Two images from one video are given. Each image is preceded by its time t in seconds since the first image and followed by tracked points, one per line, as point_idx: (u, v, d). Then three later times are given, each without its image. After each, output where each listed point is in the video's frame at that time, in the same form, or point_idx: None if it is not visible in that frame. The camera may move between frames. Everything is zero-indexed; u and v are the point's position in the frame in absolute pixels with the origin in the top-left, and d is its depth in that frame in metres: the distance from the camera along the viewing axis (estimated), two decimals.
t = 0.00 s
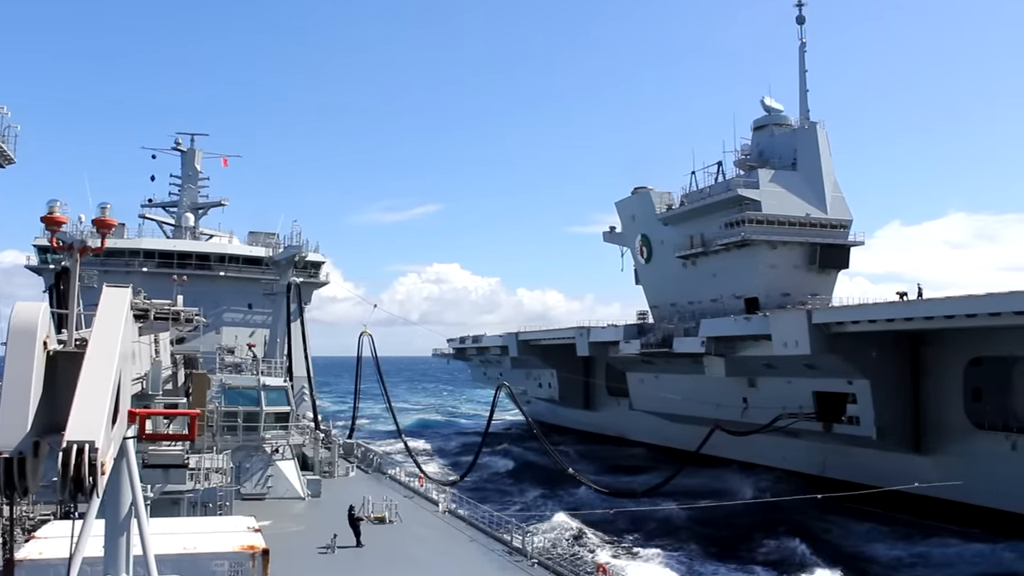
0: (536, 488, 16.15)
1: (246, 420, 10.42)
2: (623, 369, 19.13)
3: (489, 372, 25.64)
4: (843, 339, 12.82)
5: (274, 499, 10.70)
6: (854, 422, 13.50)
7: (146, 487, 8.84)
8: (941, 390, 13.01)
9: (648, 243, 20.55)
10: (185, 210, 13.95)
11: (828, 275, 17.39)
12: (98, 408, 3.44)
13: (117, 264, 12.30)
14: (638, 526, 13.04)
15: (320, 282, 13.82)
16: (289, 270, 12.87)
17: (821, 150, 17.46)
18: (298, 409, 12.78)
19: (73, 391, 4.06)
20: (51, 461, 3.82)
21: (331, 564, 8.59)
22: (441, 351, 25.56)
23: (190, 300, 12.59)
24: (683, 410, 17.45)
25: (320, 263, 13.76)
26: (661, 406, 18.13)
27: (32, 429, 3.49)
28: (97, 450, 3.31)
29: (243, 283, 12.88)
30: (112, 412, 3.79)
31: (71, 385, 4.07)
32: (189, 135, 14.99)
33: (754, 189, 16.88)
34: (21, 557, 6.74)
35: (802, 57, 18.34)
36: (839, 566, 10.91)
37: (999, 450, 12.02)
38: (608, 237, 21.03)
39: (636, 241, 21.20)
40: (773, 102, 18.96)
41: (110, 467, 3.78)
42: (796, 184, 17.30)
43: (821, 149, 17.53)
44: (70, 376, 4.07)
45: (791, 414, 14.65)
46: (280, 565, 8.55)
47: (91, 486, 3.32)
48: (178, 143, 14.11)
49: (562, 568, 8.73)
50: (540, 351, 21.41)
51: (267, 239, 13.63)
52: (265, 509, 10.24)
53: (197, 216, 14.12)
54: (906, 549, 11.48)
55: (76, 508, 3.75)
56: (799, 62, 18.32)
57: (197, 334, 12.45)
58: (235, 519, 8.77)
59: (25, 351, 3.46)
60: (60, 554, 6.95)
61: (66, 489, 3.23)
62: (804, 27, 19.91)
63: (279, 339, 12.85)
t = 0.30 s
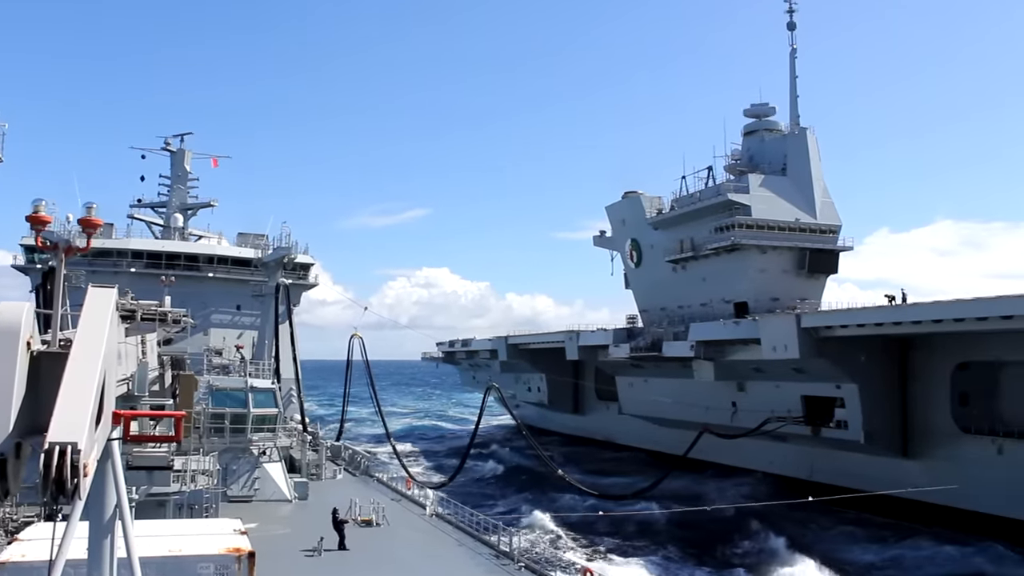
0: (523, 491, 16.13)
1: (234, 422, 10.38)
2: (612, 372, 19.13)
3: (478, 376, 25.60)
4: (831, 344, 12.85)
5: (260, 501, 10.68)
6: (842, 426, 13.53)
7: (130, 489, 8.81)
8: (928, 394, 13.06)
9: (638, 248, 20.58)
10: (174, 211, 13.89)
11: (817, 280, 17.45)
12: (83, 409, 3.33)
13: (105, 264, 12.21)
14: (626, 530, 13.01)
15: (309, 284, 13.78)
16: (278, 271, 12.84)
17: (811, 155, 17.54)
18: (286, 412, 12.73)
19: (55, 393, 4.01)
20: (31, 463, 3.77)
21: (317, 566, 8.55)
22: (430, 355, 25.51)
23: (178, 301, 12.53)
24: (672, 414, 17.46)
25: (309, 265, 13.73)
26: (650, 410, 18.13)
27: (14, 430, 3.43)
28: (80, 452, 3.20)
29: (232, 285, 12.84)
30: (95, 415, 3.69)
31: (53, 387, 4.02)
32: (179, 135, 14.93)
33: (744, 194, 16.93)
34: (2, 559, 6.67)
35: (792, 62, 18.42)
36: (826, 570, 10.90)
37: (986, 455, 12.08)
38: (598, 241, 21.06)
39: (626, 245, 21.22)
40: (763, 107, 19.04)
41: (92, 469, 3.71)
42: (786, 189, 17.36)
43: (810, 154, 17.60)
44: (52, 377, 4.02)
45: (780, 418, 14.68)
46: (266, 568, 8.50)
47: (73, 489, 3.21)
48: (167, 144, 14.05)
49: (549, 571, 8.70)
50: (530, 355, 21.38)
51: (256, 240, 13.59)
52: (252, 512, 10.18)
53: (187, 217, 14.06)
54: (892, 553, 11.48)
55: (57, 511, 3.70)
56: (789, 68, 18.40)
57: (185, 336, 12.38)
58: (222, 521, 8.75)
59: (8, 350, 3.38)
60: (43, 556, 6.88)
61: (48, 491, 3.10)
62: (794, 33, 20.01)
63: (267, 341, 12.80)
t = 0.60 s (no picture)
0: (506, 494, 16.10)
1: (215, 425, 10.27)
2: (596, 375, 19.13)
3: (462, 379, 25.57)
4: (813, 345, 12.93)
5: (242, 504, 10.57)
6: (825, 427, 13.61)
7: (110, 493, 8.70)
8: (910, 395, 13.13)
9: (622, 250, 20.62)
10: (155, 212, 13.80)
11: (800, 282, 17.52)
12: (58, 413, 3.28)
13: (86, 266, 12.13)
14: (608, 532, 13.00)
15: (292, 286, 13.72)
16: (261, 273, 12.78)
17: (794, 159, 17.63)
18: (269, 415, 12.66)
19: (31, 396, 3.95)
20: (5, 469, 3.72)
21: (299, 569, 8.50)
22: (414, 358, 25.46)
23: (160, 303, 12.44)
24: (655, 416, 17.48)
25: (292, 267, 13.67)
26: (634, 412, 18.15)
27: None
28: (56, 456, 3.14)
29: (214, 287, 12.77)
30: (72, 419, 3.64)
31: (28, 391, 3.96)
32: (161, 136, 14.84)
33: (728, 197, 16.99)
34: None
35: (776, 66, 18.51)
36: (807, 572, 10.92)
37: (967, 456, 12.17)
38: (582, 244, 21.08)
39: (610, 248, 21.26)
40: (746, 111, 19.12)
41: (68, 472, 3.65)
42: (769, 192, 17.44)
43: (793, 157, 17.68)
44: (28, 381, 3.96)
45: (763, 419, 14.74)
46: (247, 571, 8.45)
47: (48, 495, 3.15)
48: (149, 145, 13.96)
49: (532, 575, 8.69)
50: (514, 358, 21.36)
51: (239, 242, 13.52)
52: (234, 515, 10.11)
53: (169, 218, 13.97)
54: (874, 553, 11.52)
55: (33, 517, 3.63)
56: (773, 72, 18.49)
57: (166, 338, 12.29)
58: (203, 524, 8.70)
59: None
60: (19, 560, 6.80)
61: (23, 497, 3.03)
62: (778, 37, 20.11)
63: (250, 343, 12.74)
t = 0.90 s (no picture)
0: (486, 496, 16.08)
1: (194, 428, 10.23)
2: (578, 376, 19.13)
3: (443, 381, 25.53)
4: (794, 346, 12.99)
5: (222, 507, 10.46)
6: (805, 428, 13.67)
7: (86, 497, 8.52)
8: (889, 395, 13.21)
9: (603, 252, 20.66)
10: (133, 214, 13.69)
11: (779, 284, 17.60)
12: (32, 417, 3.22)
13: (62, 268, 12.02)
14: (589, 533, 13.00)
15: (271, 288, 13.66)
16: (240, 275, 12.71)
17: (774, 161, 17.73)
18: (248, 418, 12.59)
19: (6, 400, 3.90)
20: None
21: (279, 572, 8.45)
22: (395, 360, 25.40)
23: (137, 305, 12.35)
24: (637, 416, 17.49)
25: (272, 269, 13.60)
26: (615, 414, 18.18)
27: None
28: (30, 460, 3.08)
29: (193, 289, 12.70)
30: (47, 423, 3.59)
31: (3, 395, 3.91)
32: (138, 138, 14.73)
33: (708, 199, 17.06)
34: None
35: (755, 69, 18.61)
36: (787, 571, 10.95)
37: (945, 455, 12.28)
38: (563, 246, 21.10)
39: (591, 250, 21.29)
40: (726, 113, 19.21)
41: (44, 477, 3.59)
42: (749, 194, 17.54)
43: (773, 159, 17.76)
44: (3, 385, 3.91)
45: (744, 419, 14.81)
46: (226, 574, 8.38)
47: (22, 499, 3.09)
48: (127, 146, 13.86)
49: None
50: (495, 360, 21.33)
51: (218, 243, 13.44)
52: (212, 518, 10.01)
53: (147, 219, 13.87)
54: (853, 552, 11.57)
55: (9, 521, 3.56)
56: (753, 75, 18.59)
57: (144, 340, 12.19)
58: (182, 528, 8.64)
59: None
60: None
61: None
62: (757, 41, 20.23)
63: (229, 346, 12.66)
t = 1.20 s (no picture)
0: (473, 498, 16.02)
1: (178, 431, 10.18)
2: (564, 377, 19.12)
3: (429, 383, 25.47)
4: (780, 346, 13.01)
5: (207, 511, 10.38)
6: (791, 428, 13.69)
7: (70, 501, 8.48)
8: (875, 394, 13.26)
9: (588, 253, 20.67)
10: (116, 215, 13.60)
11: (765, 284, 17.66)
12: (13, 421, 3.17)
13: (43, 271, 11.92)
14: (575, 534, 12.97)
15: (256, 290, 13.59)
16: (224, 277, 12.65)
17: (759, 161, 17.79)
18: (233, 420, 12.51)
19: None
20: None
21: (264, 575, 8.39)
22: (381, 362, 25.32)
23: (120, 308, 12.26)
24: (623, 417, 17.51)
25: (256, 271, 13.54)
26: (602, 414, 18.18)
27: None
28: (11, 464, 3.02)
29: (177, 291, 12.62)
30: (27, 427, 3.53)
31: None
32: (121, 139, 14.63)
33: (694, 199, 17.10)
34: None
35: (740, 71, 18.68)
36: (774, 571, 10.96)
37: (930, 454, 12.33)
38: (549, 247, 21.10)
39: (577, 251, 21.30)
40: (711, 114, 19.27)
41: (24, 481, 3.53)
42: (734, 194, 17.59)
43: (758, 160, 17.82)
44: None
45: (730, 419, 14.82)
46: None
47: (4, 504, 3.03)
48: (109, 147, 13.76)
49: None
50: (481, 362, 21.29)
51: (202, 245, 13.37)
52: (197, 522, 9.93)
53: (129, 221, 13.78)
54: (839, 551, 11.61)
55: None
56: (737, 76, 18.65)
57: (128, 343, 12.10)
58: (166, 531, 8.57)
59: None
60: None
61: None
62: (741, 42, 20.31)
63: (213, 348, 12.59)
